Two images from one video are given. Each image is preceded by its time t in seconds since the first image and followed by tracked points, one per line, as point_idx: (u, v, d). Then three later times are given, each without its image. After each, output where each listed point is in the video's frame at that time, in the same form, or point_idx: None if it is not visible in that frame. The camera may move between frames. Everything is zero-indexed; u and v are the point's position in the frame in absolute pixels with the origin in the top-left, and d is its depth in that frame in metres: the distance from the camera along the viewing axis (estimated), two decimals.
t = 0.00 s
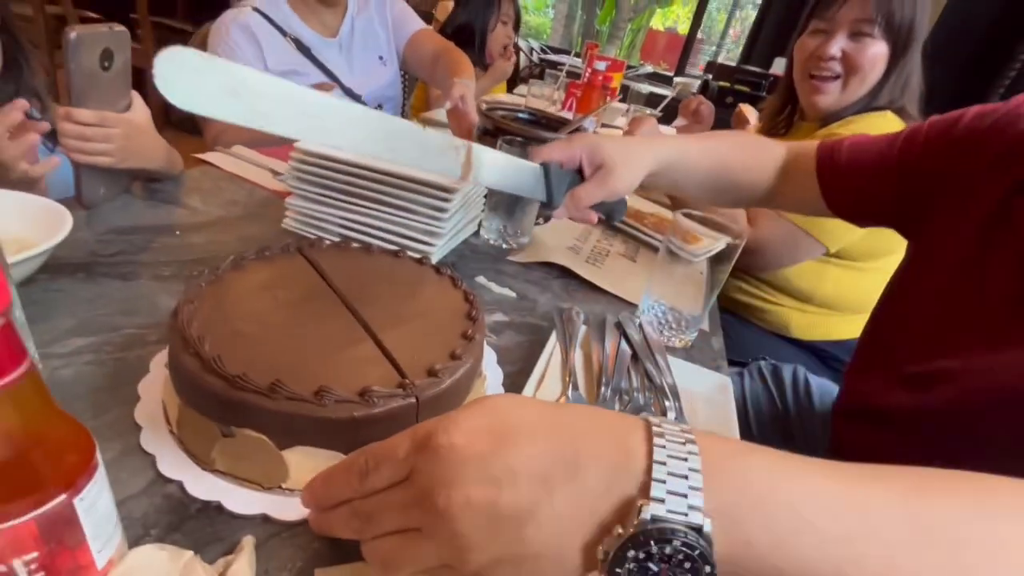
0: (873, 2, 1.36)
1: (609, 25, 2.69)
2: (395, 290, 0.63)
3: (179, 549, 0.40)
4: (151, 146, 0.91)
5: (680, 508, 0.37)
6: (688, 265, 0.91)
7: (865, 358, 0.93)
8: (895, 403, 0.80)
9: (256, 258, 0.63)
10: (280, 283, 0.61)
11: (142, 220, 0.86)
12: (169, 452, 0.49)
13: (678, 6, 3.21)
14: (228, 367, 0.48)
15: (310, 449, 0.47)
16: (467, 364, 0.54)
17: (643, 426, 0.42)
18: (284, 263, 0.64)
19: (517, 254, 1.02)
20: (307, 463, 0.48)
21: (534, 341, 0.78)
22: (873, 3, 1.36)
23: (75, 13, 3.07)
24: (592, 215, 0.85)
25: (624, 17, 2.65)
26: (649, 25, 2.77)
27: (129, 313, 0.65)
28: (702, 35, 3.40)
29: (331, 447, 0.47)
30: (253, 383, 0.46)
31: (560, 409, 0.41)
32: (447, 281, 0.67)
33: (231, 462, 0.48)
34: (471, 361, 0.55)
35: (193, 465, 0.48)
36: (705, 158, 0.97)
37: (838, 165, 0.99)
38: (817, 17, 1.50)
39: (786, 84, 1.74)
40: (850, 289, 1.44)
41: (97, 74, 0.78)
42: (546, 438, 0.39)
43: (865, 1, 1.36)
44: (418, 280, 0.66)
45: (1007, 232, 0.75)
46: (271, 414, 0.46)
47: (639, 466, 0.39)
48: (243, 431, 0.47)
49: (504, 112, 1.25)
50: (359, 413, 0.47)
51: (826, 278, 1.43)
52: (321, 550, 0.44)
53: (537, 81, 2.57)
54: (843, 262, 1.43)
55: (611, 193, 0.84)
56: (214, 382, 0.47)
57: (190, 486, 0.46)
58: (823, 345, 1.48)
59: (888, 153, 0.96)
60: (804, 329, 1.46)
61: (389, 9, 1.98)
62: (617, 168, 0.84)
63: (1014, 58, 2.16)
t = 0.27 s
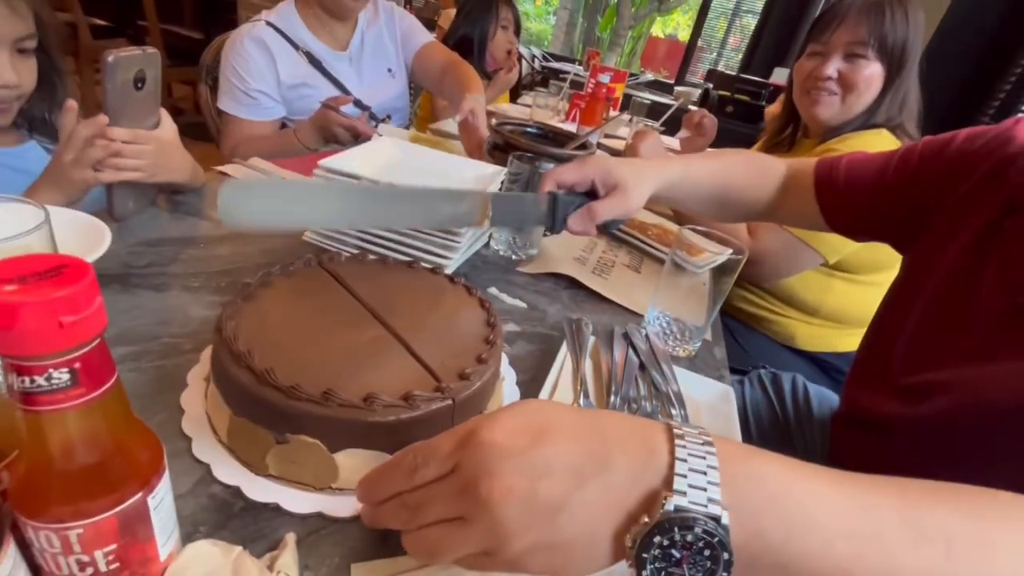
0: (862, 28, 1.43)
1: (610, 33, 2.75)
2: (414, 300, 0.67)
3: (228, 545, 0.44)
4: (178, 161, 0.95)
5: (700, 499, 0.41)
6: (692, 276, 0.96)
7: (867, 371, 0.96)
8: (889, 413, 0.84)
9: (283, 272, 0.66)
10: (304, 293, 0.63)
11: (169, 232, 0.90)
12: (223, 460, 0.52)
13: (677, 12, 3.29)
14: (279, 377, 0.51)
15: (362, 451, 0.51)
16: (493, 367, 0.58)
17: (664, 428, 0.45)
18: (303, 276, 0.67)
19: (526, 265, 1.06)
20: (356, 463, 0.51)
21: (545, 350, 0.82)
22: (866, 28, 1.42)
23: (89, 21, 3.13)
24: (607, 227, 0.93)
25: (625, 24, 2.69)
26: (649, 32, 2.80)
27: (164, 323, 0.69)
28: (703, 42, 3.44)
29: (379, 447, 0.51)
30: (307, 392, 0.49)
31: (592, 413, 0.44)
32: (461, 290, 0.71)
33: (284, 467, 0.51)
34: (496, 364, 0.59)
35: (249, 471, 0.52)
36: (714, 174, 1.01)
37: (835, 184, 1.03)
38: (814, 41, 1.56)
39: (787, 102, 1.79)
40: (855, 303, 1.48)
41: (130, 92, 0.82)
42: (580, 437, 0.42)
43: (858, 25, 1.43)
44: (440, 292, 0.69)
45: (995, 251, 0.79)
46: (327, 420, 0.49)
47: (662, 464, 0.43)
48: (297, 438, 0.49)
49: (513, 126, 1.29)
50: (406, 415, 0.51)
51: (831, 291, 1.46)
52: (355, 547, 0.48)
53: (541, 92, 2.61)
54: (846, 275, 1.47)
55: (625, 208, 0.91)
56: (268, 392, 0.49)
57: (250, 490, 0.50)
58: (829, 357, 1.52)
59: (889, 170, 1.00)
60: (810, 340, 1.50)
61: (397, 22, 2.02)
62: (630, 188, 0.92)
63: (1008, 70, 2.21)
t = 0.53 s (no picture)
0: (875, 35, 1.44)
1: (614, 37, 2.77)
2: (422, 303, 0.68)
3: (247, 542, 0.45)
4: (193, 165, 0.97)
5: (728, 501, 0.42)
6: (697, 282, 0.97)
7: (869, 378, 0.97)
8: (893, 421, 0.84)
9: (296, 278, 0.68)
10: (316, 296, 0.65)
11: (184, 236, 0.92)
12: (249, 463, 0.54)
13: (683, 17, 3.36)
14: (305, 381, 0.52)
15: (388, 450, 0.53)
16: (505, 365, 0.61)
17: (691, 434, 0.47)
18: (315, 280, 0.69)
19: (533, 270, 1.07)
20: (380, 462, 0.54)
21: (552, 354, 0.83)
22: (874, 37, 1.44)
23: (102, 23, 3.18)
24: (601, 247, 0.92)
25: (629, 29, 2.71)
26: (653, 37, 2.81)
27: (181, 324, 0.71)
28: (707, 48, 3.47)
29: (402, 447, 0.53)
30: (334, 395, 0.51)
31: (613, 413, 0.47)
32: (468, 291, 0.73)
33: (310, 468, 0.53)
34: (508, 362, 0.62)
35: (275, 472, 0.53)
36: (715, 190, 1.02)
37: (839, 192, 1.03)
38: (825, 48, 1.59)
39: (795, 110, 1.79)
40: (862, 309, 1.49)
41: (148, 98, 0.84)
42: (607, 436, 0.44)
43: (869, 34, 1.45)
44: (451, 295, 0.71)
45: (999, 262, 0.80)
46: (354, 422, 0.51)
47: (689, 465, 0.44)
48: (325, 438, 0.51)
49: (520, 133, 1.31)
50: (429, 414, 0.53)
51: (839, 299, 1.47)
52: (368, 546, 0.49)
53: (548, 97, 2.64)
54: (854, 284, 1.47)
55: (620, 227, 0.91)
56: (296, 396, 0.51)
57: (279, 491, 0.52)
58: (838, 364, 1.52)
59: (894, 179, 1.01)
60: (819, 348, 1.51)
61: (405, 29, 2.05)
62: (631, 209, 0.92)
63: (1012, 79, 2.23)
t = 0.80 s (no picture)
0: (888, 38, 1.44)
1: (622, 40, 2.77)
2: (441, 308, 0.68)
3: (278, 547, 0.46)
4: (212, 170, 0.99)
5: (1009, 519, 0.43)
6: (712, 289, 0.97)
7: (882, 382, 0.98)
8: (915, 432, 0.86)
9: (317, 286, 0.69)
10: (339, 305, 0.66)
11: (204, 240, 0.93)
12: (276, 469, 0.54)
13: (689, 20, 3.33)
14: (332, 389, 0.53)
15: (414, 456, 0.54)
16: (527, 373, 0.62)
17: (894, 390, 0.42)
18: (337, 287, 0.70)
19: (547, 275, 1.07)
20: (405, 468, 0.54)
21: (569, 361, 0.83)
22: (889, 41, 1.44)
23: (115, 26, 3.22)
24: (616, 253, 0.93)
25: (637, 31, 2.71)
26: (661, 40, 2.82)
27: (204, 329, 0.72)
28: (715, 51, 3.46)
29: (427, 454, 0.54)
30: (363, 403, 0.51)
31: (889, 356, 0.43)
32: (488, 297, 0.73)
33: (337, 474, 0.54)
34: (529, 369, 0.62)
35: (302, 479, 0.54)
36: (733, 196, 1.02)
37: (858, 197, 1.02)
38: (837, 51, 1.58)
39: (804, 116, 1.79)
40: (871, 315, 1.48)
41: (171, 104, 0.85)
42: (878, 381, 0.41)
43: (882, 37, 1.45)
44: (471, 301, 0.71)
45: None
46: (381, 429, 0.51)
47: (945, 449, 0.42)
48: (353, 445, 0.52)
49: (534, 138, 1.31)
50: (453, 422, 0.53)
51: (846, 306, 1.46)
52: (394, 552, 0.50)
53: (557, 100, 2.64)
54: (863, 290, 1.46)
55: (638, 235, 0.92)
56: (325, 403, 0.51)
57: (306, 497, 0.52)
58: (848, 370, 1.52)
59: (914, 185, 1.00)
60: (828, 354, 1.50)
61: (418, 33, 2.06)
62: (651, 217, 0.93)
63: None
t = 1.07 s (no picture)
0: (902, 40, 1.43)
1: (631, 42, 2.78)
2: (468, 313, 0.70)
3: (324, 543, 0.48)
4: (242, 174, 1.01)
5: None
6: (731, 295, 0.99)
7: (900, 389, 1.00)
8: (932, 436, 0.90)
9: (350, 290, 0.71)
10: (372, 310, 0.68)
11: (234, 243, 0.95)
12: (316, 468, 0.56)
13: (698, 22, 3.34)
14: (372, 391, 0.55)
15: (449, 457, 0.55)
16: (556, 377, 0.63)
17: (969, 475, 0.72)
18: (368, 290, 0.72)
19: (566, 280, 1.09)
20: (440, 469, 0.56)
21: (591, 365, 0.85)
22: (902, 42, 1.43)
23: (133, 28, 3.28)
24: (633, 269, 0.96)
25: (646, 33, 2.72)
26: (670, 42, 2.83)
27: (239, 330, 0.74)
28: (724, 54, 3.47)
29: (462, 455, 0.56)
30: (401, 405, 0.53)
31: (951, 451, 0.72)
32: (515, 303, 0.75)
33: (374, 474, 0.56)
34: (558, 374, 0.64)
35: (341, 478, 0.56)
36: (751, 215, 1.02)
37: (873, 204, 1.03)
38: (848, 52, 1.58)
39: (812, 117, 1.79)
40: (872, 319, 1.49)
41: (205, 111, 0.87)
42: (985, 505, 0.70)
43: (895, 39, 1.44)
44: (498, 306, 0.73)
45: None
46: (420, 430, 0.53)
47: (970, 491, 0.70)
48: (392, 446, 0.54)
49: (552, 144, 1.33)
50: (487, 424, 0.55)
51: (847, 308, 1.46)
52: (432, 550, 0.52)
53: (568, 104, 2.65)
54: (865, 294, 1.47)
55: (658, 257, 0.94)
56: (366, 405, 0.53)
57: (346, 496, 0.54)
58: (847, 372, 1.52)
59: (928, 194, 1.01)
60: (827, 356, 1.51)
61: (434, 39, 2.09)
62: (673, 243, 0.93)
63: None
